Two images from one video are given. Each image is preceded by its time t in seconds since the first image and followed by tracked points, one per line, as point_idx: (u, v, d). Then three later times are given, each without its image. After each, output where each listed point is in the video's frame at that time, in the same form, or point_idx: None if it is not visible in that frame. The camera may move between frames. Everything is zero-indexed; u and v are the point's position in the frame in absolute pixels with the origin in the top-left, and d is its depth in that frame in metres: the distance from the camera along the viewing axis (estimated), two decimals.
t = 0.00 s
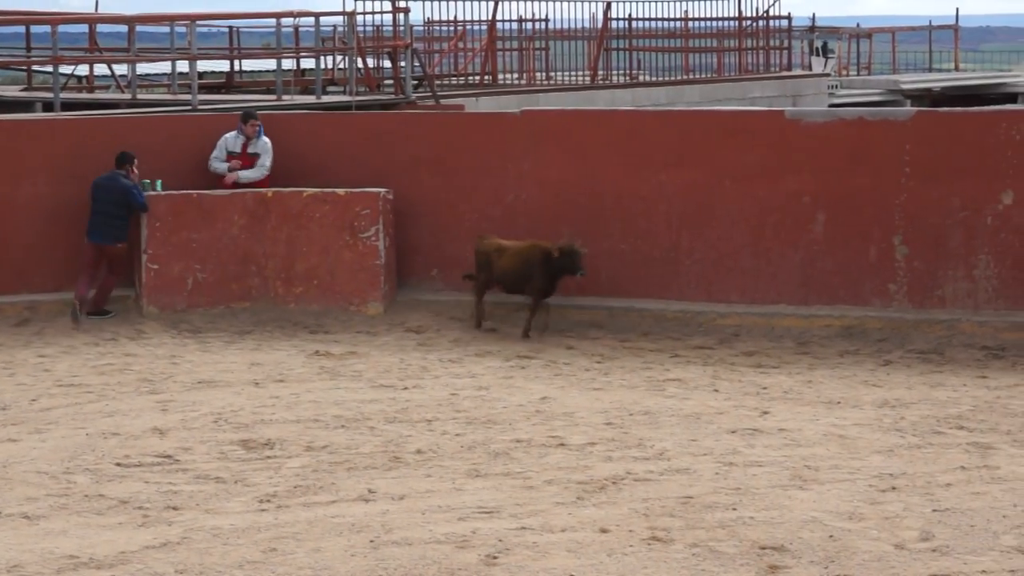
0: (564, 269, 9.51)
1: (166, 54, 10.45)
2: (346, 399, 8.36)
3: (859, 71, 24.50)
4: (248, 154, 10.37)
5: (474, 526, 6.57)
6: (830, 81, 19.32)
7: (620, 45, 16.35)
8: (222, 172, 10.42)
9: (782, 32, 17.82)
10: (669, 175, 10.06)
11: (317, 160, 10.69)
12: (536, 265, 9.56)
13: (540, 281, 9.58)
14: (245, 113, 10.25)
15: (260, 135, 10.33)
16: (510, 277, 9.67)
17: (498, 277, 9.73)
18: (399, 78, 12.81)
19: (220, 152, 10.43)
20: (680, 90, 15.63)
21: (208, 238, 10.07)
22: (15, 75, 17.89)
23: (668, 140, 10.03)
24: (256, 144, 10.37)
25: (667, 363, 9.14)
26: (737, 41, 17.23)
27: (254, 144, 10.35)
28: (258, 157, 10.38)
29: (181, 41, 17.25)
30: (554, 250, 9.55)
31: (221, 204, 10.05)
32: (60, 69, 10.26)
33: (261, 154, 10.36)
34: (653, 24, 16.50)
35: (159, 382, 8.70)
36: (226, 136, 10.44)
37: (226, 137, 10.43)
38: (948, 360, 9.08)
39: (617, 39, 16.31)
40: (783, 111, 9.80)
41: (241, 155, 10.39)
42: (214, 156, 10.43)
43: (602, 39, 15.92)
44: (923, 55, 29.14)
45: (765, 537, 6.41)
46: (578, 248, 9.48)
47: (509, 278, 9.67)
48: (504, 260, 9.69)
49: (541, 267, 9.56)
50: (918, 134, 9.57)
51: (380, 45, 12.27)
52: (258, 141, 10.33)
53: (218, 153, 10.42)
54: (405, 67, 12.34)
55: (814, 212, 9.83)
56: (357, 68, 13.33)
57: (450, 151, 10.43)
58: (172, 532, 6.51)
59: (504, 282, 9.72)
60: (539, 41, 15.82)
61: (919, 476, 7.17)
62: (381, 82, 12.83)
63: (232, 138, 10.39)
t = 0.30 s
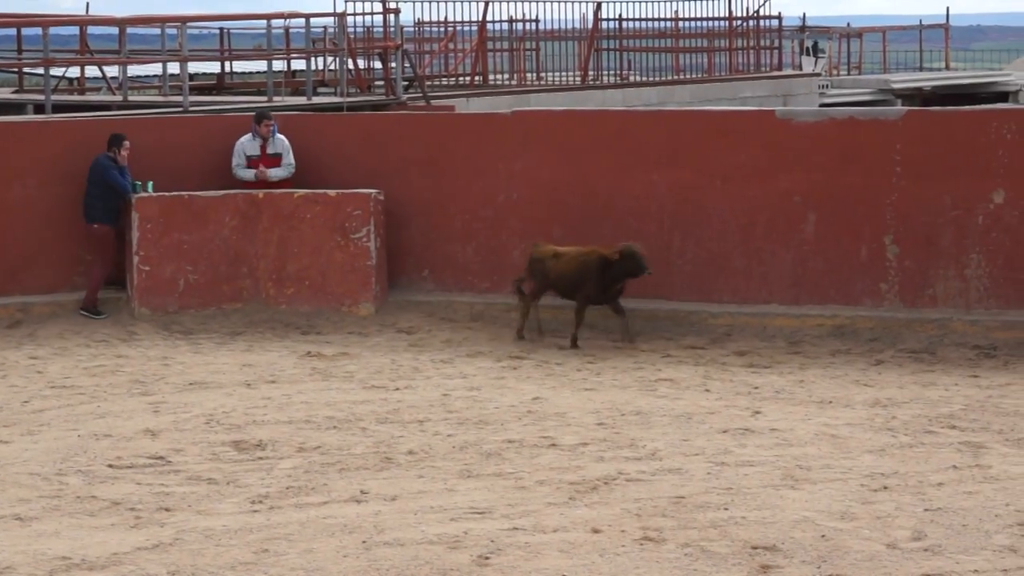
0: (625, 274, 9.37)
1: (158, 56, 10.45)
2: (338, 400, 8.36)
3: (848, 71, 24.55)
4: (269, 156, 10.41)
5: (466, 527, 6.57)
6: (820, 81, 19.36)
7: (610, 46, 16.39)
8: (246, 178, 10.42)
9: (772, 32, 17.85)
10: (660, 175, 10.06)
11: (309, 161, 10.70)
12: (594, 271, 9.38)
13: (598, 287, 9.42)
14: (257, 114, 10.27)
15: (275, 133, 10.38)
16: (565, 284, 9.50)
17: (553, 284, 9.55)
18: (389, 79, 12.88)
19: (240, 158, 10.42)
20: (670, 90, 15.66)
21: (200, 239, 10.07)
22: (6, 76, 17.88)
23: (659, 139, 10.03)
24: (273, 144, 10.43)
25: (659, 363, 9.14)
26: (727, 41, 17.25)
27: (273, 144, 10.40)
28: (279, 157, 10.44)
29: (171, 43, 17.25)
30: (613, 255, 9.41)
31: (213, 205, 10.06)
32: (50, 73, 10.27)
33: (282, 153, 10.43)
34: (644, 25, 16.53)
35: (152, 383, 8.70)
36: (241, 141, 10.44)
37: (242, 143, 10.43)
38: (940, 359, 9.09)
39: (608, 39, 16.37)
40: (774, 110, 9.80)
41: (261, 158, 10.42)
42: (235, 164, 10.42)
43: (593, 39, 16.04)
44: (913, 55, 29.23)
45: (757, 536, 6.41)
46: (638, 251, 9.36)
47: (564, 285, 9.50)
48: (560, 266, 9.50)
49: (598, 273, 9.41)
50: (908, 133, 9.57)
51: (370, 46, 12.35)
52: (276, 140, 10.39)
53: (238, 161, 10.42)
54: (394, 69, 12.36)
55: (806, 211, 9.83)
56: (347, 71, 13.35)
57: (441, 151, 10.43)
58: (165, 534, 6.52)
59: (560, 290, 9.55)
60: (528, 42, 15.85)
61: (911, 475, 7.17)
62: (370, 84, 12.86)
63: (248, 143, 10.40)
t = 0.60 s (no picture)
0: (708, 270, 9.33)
1: (152, 55, 10.43)
2: (334, 399, 8.36)
3: (845, 69, 24.54)
4: (274, 154, 10.40)
5: (462, 525, 6.57)
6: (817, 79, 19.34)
7: (605, 45, 16.20)
8: (250, 173, 10.41)
9: (769, 30, 17.83)
10: (656, 173, 10.06)
11: (306, 161, 10.70)
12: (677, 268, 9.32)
13: (684, 286, 9.35)
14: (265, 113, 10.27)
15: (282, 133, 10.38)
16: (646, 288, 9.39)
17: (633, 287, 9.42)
18: (384, 79, 12.80)
19: (246, 155, 10.42)
20: (666, 89, 15.65)
21: (196, 238, 10.07)
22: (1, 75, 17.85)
23: (654, 138, 10.03)
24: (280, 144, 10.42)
25: (656, 362, 9.14)
26: (723, 40, 17.21)
27: (281, 144, 10.40)
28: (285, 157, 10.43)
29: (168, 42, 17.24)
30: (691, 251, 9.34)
31: (209, 204, 10.06)
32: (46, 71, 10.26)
33: (289, 154, 10.42)
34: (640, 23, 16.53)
35: (149, 382, 8.70)
36: (247, 139, 10.45)
37: (249, 139, 10.45)
38: (936, 357, 9.10)
39: (604, 38, 16.16)
40: (769, 109, 9.80)
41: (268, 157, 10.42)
42: (240, 159, 10.41)
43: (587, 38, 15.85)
44: (909, 53, 29.24)
45: (754, 535, 6.41)
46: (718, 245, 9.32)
47: (647, 287, 9.39)
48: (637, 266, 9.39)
49: (681, 272, 9.34)
50: (904, 131, 9.57)
51: (365, 45, 12.27)
52: (283, 140, 10.39)
53: (243, 156, 10.42)
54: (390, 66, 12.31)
55: (801, 209, 9.83)
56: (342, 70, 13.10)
57: (437, 150, 10.43)
58: (161, 533, 6.52)
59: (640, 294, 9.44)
60: (524, 40, 16.04)
61: (907, 474, 7.17)
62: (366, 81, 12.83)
63: (253, 139, 10.40)
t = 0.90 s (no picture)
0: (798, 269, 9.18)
1: (156, 53, 10.42)
2: (340, 396, 8.37)
3: (849, 66, 24.52)
4: (279, 150, 10.42)
5: (468, 522, 6.57)
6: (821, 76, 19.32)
7: (611, 41, 16.44)
8: (256, 168, 10.42)
9: (773, 27, 17.84)
10: (661, 169, 10.06)
11: (310, 158, 10.70)
12: (765, 267, 9.18)
13: (772, 284, 9.23)
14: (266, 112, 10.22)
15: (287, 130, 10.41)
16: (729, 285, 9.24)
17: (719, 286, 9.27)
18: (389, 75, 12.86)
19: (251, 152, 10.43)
20: (670, 85, 15.64)
21: (201, 236, 10.07)
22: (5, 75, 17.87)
23: (659, 134, 10.03)
24: (285, 141, 10.45)
25: (661, 358, 9.14)
26: (727, 37, 17.20)
27: (286, 141, 10.43)
28: (291, 154, 10.47)
29: (171, 40, 17.26)
30: (781, 249, 9.20)
31: (214, 202, 10.04)
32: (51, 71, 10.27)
33: (295, 150, 10.47)
34: (644, 20, 16.53)
35: (154, 380, 8.70)
36: (251, 136, 10.45)
37: (251, 137, 10.45)
38: (941, 354, 9.10)
39: (609, 34, 16.38)
40: (774, 106, 9.79)
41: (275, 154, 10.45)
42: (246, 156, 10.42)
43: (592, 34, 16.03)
44: (913, 50, 29.22)
45: (760, 532, 6.41)
46: (809, 242, 9.17)
47: (734, 286, 9.25)
48: (723, 267, 9.23)
49: (768, 271, 9.21)
50: (909, 128, 9.57)
51: (369, 43, 12.30)
52: (288, 136, 10.43)
53: (248, 153, 10.43)
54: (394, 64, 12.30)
55: (806, 206, 9.83)
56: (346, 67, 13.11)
57: (442, 147, 10.43)
58: (167, 530, 6.52)
59: (725, 292, 9.30)
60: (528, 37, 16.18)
61: (913, 470, 7.17)
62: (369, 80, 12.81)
63: (257, 136, 10.41)
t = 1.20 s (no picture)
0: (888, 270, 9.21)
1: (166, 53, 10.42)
2: (349, 397, 8.37)
3: (859, 66, 24.48)
4: (280, 152, 10.42)
5: (478, 523, 6.57)
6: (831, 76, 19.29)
7: (620, 40, 16.28)
8: (257, 171, 10.41)
9: (782, 27, 17.83)
10: (672, 169, 10.05)
11: (320, 159, 10.71)
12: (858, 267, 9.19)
13: (864, 285, 9.22)
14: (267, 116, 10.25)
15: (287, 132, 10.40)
16: (821, 286, 9.21)
17: (810, 287, 9.22)
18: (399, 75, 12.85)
19: (252, 155, 10.43)
20: (680, 86, 15.62)
21: (212, 236, 10.08)
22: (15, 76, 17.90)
23: (669, 134, 10.03)
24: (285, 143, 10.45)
25: (670, 358, 9.14)
26: (738, 36, 17.19)
27: (285, 143, 10.42)
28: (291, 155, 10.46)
29: (181, 41, 17.28)
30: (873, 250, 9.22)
31: (225, 201, 10.07)
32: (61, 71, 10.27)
33: (294, 152, 10.46)
34: (653, 20, 16.53)
35: (163, 380, 8.71)
36: (251, 139, 10.45)
37: (252, 139, 10.46)
38: (951, 354, 9.09)
39: (618, 33, 16.30)
40: (785, 106, 9.79)
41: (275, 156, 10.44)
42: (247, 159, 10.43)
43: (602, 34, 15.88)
44: (923, 49, 29.15)
45: (769, 532, 6.40)
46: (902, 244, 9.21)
47: (827, 286, 9.21)
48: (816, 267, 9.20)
49: (860, 271, 9.21)
50: (919, 128, 9.56)
51: (379, 43, 12.28)
52: (287, 138, 10.42)
53: (249, 156, 10.42)
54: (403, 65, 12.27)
55: (817, 206, 9.82)
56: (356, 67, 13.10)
57: (451, 148, 10.44)
58: (177, 531, 6.52)
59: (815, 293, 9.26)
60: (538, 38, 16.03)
61: (923, 470, 7.16)
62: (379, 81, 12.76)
63: (257, 139, 10.41)
